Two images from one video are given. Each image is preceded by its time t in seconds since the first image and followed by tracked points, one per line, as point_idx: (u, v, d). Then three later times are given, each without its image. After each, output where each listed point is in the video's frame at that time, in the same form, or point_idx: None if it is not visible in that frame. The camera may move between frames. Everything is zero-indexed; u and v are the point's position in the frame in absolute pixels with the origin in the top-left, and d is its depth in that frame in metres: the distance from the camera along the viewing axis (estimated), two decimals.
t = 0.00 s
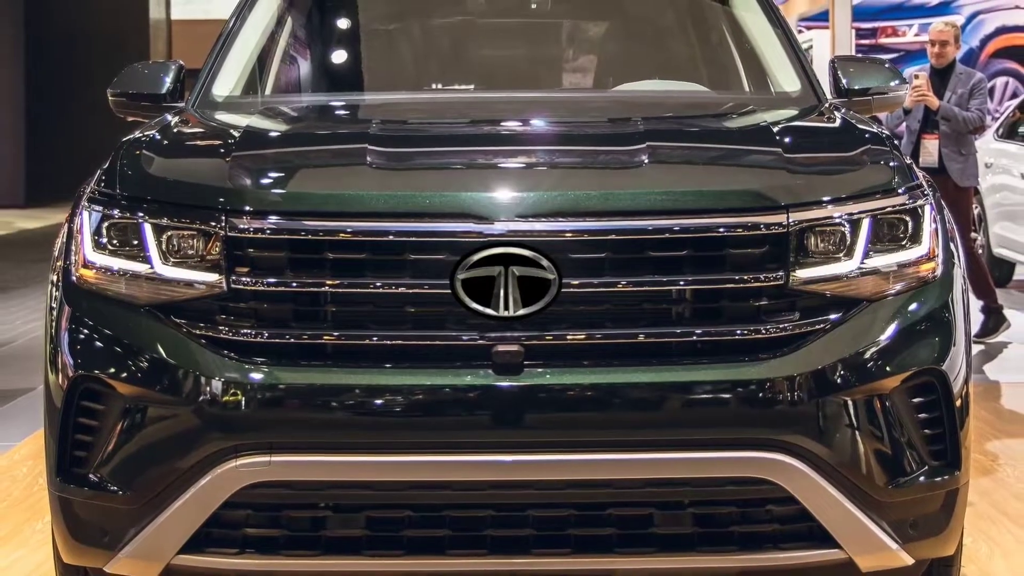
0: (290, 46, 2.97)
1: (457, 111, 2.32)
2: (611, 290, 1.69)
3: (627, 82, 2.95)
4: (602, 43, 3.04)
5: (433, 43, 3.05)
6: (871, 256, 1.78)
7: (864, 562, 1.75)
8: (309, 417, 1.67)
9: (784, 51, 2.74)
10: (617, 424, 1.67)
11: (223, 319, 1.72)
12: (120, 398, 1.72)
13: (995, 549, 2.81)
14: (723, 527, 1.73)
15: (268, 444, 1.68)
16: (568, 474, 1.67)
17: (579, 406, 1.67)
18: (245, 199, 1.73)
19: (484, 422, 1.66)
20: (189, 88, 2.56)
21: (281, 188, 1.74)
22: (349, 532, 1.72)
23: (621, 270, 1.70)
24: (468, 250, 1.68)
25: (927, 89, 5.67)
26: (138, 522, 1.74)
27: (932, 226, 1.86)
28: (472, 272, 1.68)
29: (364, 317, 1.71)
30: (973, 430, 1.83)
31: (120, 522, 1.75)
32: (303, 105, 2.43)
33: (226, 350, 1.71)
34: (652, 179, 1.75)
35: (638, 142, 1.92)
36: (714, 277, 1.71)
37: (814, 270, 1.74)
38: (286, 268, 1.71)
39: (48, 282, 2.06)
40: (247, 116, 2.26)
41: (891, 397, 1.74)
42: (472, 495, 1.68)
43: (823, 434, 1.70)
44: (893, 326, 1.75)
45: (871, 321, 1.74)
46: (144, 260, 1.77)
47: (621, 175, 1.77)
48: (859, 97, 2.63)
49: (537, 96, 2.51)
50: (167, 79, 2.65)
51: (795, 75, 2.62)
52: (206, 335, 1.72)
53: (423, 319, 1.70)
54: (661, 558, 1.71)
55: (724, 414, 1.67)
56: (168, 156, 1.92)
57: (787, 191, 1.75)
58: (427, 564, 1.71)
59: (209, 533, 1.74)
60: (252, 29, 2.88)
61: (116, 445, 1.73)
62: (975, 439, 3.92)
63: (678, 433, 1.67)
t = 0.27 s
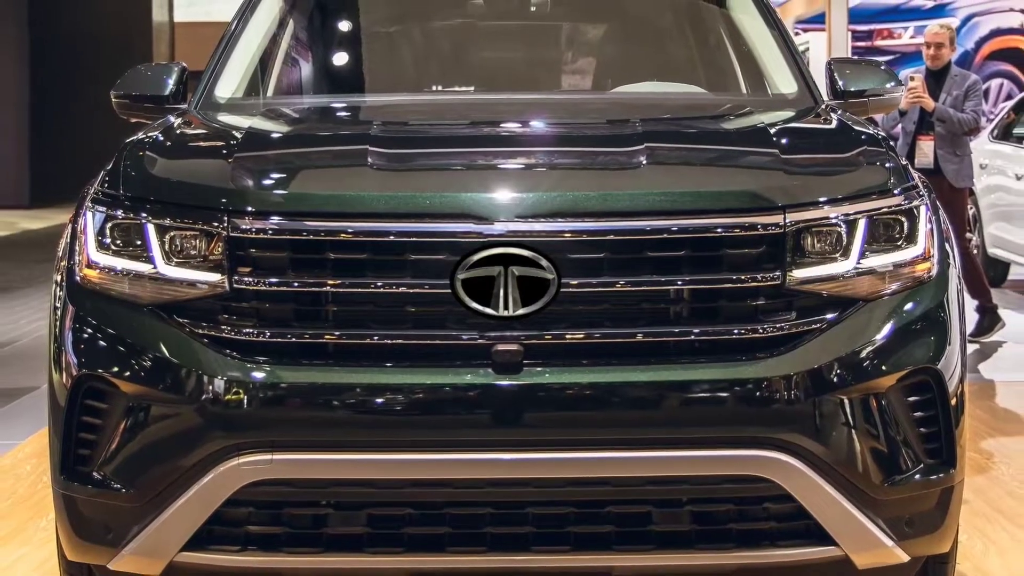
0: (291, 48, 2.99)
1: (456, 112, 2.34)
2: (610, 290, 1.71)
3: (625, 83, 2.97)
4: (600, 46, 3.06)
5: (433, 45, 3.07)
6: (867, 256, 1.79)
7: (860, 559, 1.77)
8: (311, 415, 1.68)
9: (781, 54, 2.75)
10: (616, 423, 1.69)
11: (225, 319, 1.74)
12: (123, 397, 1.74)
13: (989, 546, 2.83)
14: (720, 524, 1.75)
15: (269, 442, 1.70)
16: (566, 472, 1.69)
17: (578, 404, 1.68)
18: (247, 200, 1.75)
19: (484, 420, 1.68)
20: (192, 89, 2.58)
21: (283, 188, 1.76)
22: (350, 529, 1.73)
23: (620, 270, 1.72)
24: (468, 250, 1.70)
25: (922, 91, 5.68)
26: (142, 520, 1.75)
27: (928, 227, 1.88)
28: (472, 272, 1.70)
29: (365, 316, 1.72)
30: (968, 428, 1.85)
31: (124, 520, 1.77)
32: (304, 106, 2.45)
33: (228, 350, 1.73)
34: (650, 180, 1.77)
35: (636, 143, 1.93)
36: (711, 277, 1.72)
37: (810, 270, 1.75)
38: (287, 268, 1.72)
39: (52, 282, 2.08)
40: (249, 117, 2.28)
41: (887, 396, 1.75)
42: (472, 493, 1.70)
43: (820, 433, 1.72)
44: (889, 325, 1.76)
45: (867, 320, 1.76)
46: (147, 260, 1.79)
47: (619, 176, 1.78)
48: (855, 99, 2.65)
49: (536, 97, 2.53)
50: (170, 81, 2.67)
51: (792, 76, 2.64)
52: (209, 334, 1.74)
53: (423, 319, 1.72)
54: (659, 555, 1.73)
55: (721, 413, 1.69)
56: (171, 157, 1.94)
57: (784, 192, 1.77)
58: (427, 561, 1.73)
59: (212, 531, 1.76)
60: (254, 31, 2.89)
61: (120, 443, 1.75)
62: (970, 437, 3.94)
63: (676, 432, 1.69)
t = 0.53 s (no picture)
0: (293, 51, 3.00)
1: (457, 114, 2.36)
2: (608, 289, 1.72)
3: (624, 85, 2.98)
4: (598, 48, 3.08)
5: (433, 48, 3.09)
6: (863, 257, 1.81)
7: (856, 556, 1.78)
8: (312, 414, 1.70)
9: (778, 57, 2.77)
10: (614, 421, 1.70)
11: (228, 318, 1.76)
12: (127, 396, 1.76)
13: (985, 543, 2.85)
14: (718, 522, 1.77)
15: (271, 441, 1.72)
16: (565, 470, 1.71)
17: (577, 403, 1.70)
18: (249, 201, 1.77)
19: (484, 419, 1.70)
20: (194, 91, 2.59)
21: (285, 189, 1.77)
22: (351, 527, 1.75)
23: (618, 270, 1.73)
24: (468, 251, 1.72)
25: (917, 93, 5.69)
26: (145, 517, 1.77)
27: (923, 227, 1.90)
28: (472, 272, 1.71)
29: (366, 316, 1.74)
30: (964, 427, 1.86)
31: (127, 517, 1.78)
32: (306, 108, 2.47)
33: (230, 349, 1.74)
34: (648, 181, 1.78)
35: (635, 144, 1.95)
36: (708, 277, 1.74)
37: (807, 270, 1.77)
38: (289, 268, 1.74)
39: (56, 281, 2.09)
40: (251, 119, 2.30)
41: (883, 395, 1.77)
42: (472, 491, 1.72)
43: (816, 431, 1.73)
44: (885, 325, 1.78)
45: (863, 319, 1.78)
46: (150, 260, 1.81)
47: (618, 177, 1.80)
48: (851, 101, 2.67)
49: (536, 99, 2.55)
50: (174, 82, 2.68)
51: (789, 78, 2.66)
52: (211, 334, 1.75)
53: (423, 318, 1.74)
54: (657, 553, 1.75)
55: (718, 411, 1.70)
56: (174, 158, 1.95)
57: (781, 192, 1.78)
58: (427, 558, 1.74)
59: (214, 528, 1.78)
60: (256, 34, 2.91)
61: (123, 442, 1.77)
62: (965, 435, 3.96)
63: (673, 430, 1.71)
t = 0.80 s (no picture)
0: (295, 53, 3.02)
1: (457, 115, 2.37)
2: (607, 290, 1.74)
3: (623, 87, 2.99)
4: (597, 50, 3.10)
5: (433, 50, 3.10)
6: (860, 257, 1.83)
7: (853, 554, 1.80)
8: (313, 412, 1.72)
9: (776, 59, 2.78)
10: (613, 419, 1.72)
11: (230, 318, 1.78)
12: (130, 395, 1.78)
13: (979, 541, 2.86)
14: (715, 519, 1.79)
15: (273, 439, 1.73)
16: (564, 469, 1.72)
17: (575, 402, 1.72)
18: (251, 201, 1.79)
19: (484, 418, 1.72)
20: (198, 93, 2.61)
21: (286, 190, 1.79)
22: (352, 524, 1.77)
23: (617, 270, 1.75)
24: (468, 251, 1.73)
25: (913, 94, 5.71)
26: (148, 515, 1.79)
27: (919, 227, 1.92)
28: (472, 272, 1.73)
29: (367, 316, 1.76)
30: (959, 425, 1.88)
31: (131, 515, 1.80)
32: (308, 109, 2.48)
33: (233, 348, 1.76)
34: (646, 182, 1.80)
35: (633, 146, 1.97)
36: (706, 277, 1.76)
37: (803, 270, 1.79)
38: (290, 268, 1.76)
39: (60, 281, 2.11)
40: (254, 120, 2.32)
41: (878, 393, 1.79)
42: (472, 488, 1.73)
43: (813, 429, 1.75)
44: (881, 324, 1.80)
45: (859, 319, 1.79)
46: (153, 260, 1.82)
47: (616, 178, 1.82)
48: (848, 102, 2.69)
49: (536, 101, 2.56)
50: (175, 84, 2.70)
51: (785, 80, 2.68)
52: (213, 333, 1.77)
53: (424, 318, 1.75)
54: (655, 550, 1.77)
55: (716, 410, 1.72)
56: (176, 160, 1.97)
57: (778, 193, 1.80)
58: (428, 556, 1.76)
59: (217, 526, 1.79)
60: (258, 36, 2.93)
61: (126, 440, 1.78)
62: (960, 434, 3.98)
63: (671, 428, 1.73)
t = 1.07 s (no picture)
0: (296, 54, 3.05)
1: (457, 116, 2.39)
2: (605, 289, 1.76)
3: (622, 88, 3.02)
4: (596, 53, 3.13)
5: (434, 52, 3.12)
6: (856, 257, 1.85)
7: (849, 551, 1.82)
8: (315, 411, 1.74)
9: (773, 61, 2.80)
10: (611, 418, 1.74)
11: (232, 317, 1.79)
12: (133, 394, 1.79)
13: (974, 538, 2.88)
14: (713, 517, 1.80)
15: (275, 437, 1.75)
16: (563, 467, 1.74)
17: (574, 401, 1.73)
18: (254, 202, 1.80)
19: (483, 416, 1.73)
20: (200, 95, 2.63)
21: (288, 191, 1.81)
22: (353, 522, 1.78)
23: (615, 270, 1.77)
24: (468, 251, 1.75)
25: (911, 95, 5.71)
26: (151, 512, 1.81)
27: (915, 228, 1.93)
28: (472, 272, 1.75)
29: (368, 315, 1.77)
30: (954, 423, 1.90)
31: (134, 513, 1.82)
32: (309, 111, 2.50)
33: (235, 348, 1.78)
34: (644, 183, 1.82)
35: (631, 147, 1.99)
36: (704, 277, 1.78)
37: (800, 270, 1.81)
38: (292, 268, 1.78)
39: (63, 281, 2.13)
40: (255, 122, 2.33)
41: (875, 392, 1.81)
42: (472, 486, 1.75)
43: (810, 428, 1.77)
44: (877, 324, 1.82)
45: (856, 319, 1.81)
46: (156, 260, 1.84)
47: (615, 179, 1.84)
48: (844, 103, 2.70)
49: (535, 102, 2.58)
50: (179, 85, 2.71)
51: (782, 81, 2.70)
52: (216, 332, 1.79)
53: (425, 317, 1.77)
54: (654, 547, 1.78)
55: (713, 409, 1.74)
56: (179, 161, 1.99)
57: (776, 194, 1.82)
58: (428, 553, 1.78)
59: (219, 523, 1.81)
60: (260, 38, 2.95)
61: (130, 438, 1.80)
62: (955, 432, 3.99)
63: (669, 427, 1.74)
